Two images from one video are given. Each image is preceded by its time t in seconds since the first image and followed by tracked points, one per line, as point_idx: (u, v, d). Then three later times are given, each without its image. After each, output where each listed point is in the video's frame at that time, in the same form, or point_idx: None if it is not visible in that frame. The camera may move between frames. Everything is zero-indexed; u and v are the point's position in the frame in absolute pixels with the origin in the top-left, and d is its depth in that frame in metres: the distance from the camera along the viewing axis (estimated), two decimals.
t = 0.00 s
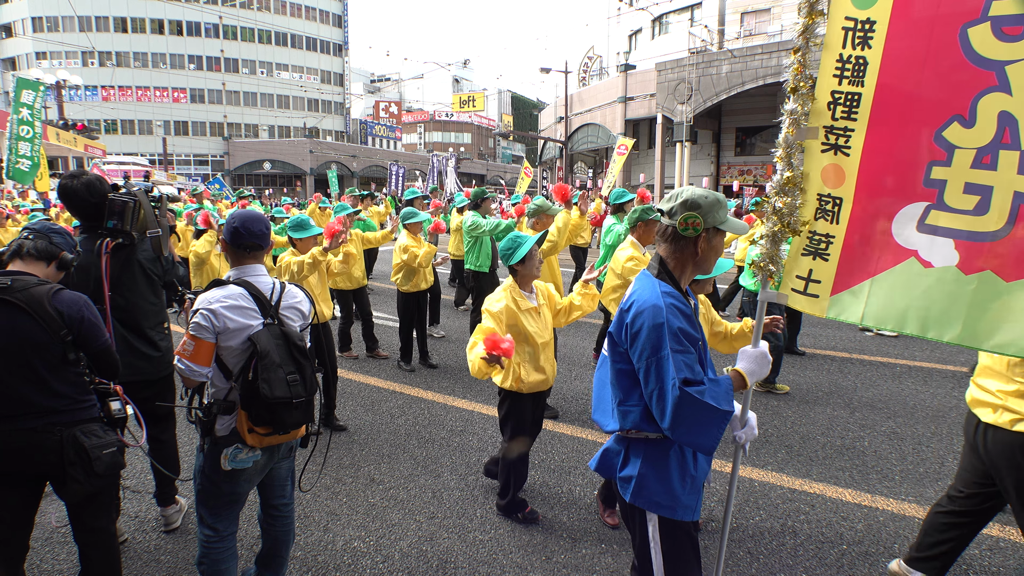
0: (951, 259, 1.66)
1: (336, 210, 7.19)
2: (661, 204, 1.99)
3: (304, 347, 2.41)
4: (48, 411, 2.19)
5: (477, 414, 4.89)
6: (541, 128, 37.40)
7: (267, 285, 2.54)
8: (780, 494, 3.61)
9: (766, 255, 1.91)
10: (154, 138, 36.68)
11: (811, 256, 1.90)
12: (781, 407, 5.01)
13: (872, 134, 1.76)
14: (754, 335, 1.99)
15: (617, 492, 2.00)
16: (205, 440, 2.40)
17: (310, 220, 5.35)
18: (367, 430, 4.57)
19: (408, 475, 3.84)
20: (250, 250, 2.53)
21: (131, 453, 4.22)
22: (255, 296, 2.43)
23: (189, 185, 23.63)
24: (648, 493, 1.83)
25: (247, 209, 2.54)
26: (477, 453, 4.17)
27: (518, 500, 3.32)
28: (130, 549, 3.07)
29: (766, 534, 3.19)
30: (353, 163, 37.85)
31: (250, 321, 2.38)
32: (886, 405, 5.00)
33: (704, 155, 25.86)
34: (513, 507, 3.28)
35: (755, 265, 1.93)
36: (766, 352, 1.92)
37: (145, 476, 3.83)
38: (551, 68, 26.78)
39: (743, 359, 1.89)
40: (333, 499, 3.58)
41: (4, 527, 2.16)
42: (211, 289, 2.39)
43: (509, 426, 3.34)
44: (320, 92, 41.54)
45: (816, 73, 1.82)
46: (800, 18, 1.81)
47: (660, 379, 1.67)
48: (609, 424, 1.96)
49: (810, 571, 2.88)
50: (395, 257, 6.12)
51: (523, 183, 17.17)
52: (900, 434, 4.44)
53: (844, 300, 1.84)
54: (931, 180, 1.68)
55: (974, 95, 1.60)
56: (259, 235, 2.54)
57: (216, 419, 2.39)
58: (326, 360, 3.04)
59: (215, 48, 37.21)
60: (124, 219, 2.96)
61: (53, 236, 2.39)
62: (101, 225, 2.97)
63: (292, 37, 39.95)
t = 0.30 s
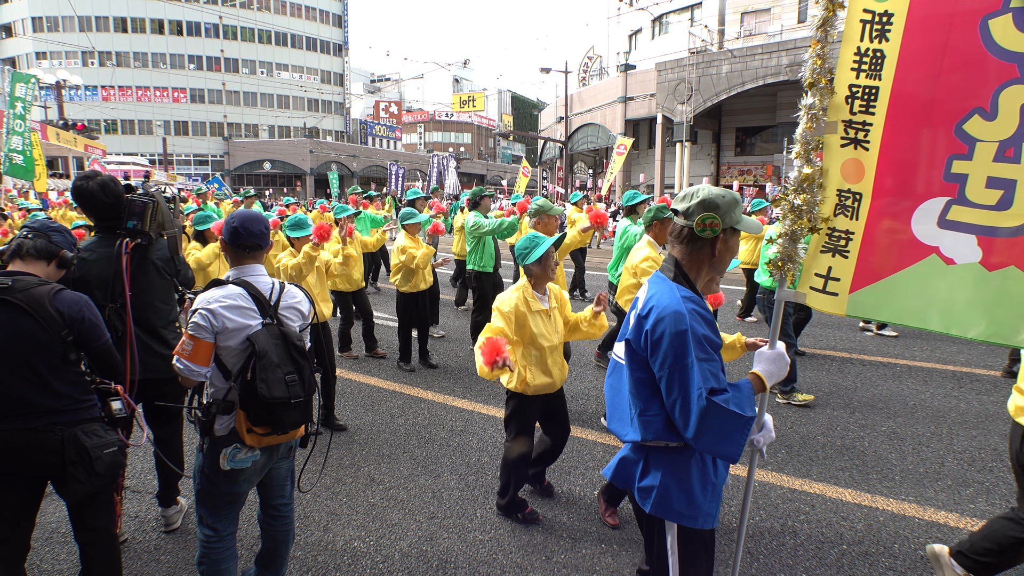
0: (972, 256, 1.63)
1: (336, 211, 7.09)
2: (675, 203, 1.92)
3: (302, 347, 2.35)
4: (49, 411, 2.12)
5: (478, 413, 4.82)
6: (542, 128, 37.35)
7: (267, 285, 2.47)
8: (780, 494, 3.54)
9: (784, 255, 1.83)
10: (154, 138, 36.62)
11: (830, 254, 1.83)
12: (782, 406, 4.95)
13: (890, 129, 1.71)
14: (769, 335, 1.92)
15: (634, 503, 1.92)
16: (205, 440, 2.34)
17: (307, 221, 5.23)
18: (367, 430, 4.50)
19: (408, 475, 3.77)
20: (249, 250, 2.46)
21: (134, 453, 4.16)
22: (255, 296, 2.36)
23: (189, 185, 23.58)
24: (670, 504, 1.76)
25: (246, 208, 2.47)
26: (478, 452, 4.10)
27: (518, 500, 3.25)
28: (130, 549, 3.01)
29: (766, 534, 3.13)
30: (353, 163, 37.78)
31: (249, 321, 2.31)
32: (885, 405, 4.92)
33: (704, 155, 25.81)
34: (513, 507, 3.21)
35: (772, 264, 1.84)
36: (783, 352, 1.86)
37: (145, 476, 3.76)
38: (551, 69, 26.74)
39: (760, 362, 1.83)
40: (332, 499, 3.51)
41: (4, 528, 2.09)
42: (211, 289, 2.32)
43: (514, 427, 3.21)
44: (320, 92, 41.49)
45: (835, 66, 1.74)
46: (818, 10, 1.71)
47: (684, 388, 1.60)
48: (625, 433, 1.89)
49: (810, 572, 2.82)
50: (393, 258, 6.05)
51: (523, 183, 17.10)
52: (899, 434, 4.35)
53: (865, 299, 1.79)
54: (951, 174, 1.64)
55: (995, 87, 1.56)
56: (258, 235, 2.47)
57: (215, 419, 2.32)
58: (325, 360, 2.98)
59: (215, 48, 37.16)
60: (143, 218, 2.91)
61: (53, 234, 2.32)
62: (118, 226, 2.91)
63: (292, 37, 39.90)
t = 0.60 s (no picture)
0: (999, 259, 1.64)
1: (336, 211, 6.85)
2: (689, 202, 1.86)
3: (302, 347, 2.28)
4: (49, 411, 2.05)
5: (478, 413, 4.74)
6: (541, 128, 37.27)
7: (267, 286, 2.40)
8: (780, 494, 3.46)
9: (809, 259, 1.79)
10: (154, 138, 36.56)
11: (862, 257, 1.79)
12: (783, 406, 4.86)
13: (918, 129, 1.70)
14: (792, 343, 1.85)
15: (649, 516, 1.86)
16: (204, 440, 2.27)
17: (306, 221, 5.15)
18: (366, 430, 4.43)
19: (408, 475, 3.70)
20: (251, 251, 2.40)
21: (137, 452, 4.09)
22: (255, 296, 2.30)
23: (189, 185, 23.49)
24: (687, 520, 1.71)
25: (247, 209, 2.41)
26: (478, 452, 4.02)
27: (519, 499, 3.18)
28: (130, 548, 2.95)
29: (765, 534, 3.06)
30: (353, 163, 37.69)
31: (248, 321, 2.25)
32: (886, 405, 4.83)
33: (704, 155, 25.73)
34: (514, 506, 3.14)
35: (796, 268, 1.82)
36: (807, 364, 1.80)
37: (147, 476, 3.69)
38: (551, 68, 26.66)
39: (780, 372, 1.77)
40: (332, 499, 3.45)
41: (4, 528, 2.02)
42: (209, 289, 2.26)
43: (529, 421, 3.12)
44: (320, 92, 41.43)
45: (866, 62, 1.70)
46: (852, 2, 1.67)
47: (704, 402, 1.54)
48: (639, 445, 1.82)
49: (811, 572, 2.75)
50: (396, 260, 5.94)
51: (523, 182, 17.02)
52: (901, 433, 4.27)
53: (890, 302, 1.77)
54: (979, 173, 1.65)
55: None
56: (260, 237, 2.40)
57: (214, 419, 2.26)
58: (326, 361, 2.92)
59: (215, 48, 37.12)
60: (156, 216, 2.85)
61: (53, 233, 2.26)
62: (130, 224, 2.84)
63: (292, 37, 39.84)
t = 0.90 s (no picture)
0: None
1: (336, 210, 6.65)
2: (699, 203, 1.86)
3: (300, 348, 2.26)
4: (49, 411, 2.05)
5: (478, 413, 4.74)
6: (541, 128, 37.25)
7: (264, 286, 2.38)
8: (780, 494, 3.45)
9: (836, 253, 1.72)
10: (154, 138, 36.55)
11: (891, 253, 1.76)
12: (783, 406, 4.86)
13: (952, 114, 1.67)
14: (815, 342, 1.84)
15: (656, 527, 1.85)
16: (203, 442, 2.27)
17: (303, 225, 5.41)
18: (366, 430, 4.43)
19: (408, 475, 3.70)
20: (248, 252, 2.39)
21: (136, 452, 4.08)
22: (252, 297, 2.28)
23: (189, 185, 23.50)
24: (696, 531, 1.70)
25: (243, 210, 2.39)
26: (478, 452, 4.02)
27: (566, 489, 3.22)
28: (130, 548, 2.94)
29: (765, 534, 3.05)
30: (353, 163, 37.65)
31: (247, 322, 2.24)
32: (886, 405, 4.82)
33: (704, 155, 25.71)
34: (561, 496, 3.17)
35: (822, 265, 1.75)
36: (831, 364, 1.78)
37: (147, 476, 3.69)
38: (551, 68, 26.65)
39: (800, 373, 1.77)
40: (332, 498, 3.44)
41: (3, 529, 2.02)
42: (206, 289, 2.26)
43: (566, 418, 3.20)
44: (320, 92, 41.42)
45: (898, 45, 1.67)
46: None
47: (718, 412, 1.54)
48: (647, 455, 1.82)
49: (809, 571, 2.75)
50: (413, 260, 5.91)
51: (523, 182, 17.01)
52: (900, 434, 4.26)
53: (921, 299, 1.74)
54: (1015, 160, 1.60)
55: None
56: (257, 237, 2.39)
57: (213, 421, 2.25)
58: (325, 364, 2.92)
59: (215, 48, 37.12)
60: (158, 217, 2.85)
61: (54, 233, 2.26)
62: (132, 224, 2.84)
63: (292, 37, 39.84)
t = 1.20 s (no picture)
0: None
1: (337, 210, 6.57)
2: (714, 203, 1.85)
3: (291, 348, 2.26)
4: (48, 411, 2.05)
5: (478, 413, 4.73)
6: (541, 128, 37.23)
7: (256, 285, 2.36)
8: (780, 495, 3.45)
9: (849, 258, 1.76)
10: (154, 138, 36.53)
11: (905, 256, 1.78)
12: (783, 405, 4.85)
13: (968, 115, 1.68)
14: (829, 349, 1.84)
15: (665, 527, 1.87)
16: (194, 442, 2.27)
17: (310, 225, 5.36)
18: (367, 430, 4.42)
19: (408, 475, 3.70)
20: (239, 250, 2.37)
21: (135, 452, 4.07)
22: (243, 297, 2.27)
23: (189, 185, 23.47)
24: (703, 533, 1.72)
25: (237, 209, 2.41)
26: (478, 452, 4.02)
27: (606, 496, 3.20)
28: (130, 549, 2.94)
29: (766, 534, 3.05)
30: (353, 163, 37.63)
31: (237, 321, 2.22)
32: (886, 405, 4.82)
33: (704, 155, 25.71)
34: (603, 502, 3.16)
35: (835, 271, 1.79)
36: (845, 370, 1.79)
37: (147, 476, 3.68)
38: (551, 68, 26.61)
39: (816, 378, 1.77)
40: (332, 499, 3.44)
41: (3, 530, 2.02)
42: (197, 289, 2.24)
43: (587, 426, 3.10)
44: (320, 92, 41.41)
45: (910, 44, 1.67)
46: None
47: (728, 413, 1.53)
48: (658, 455, 1.82)
49: (810, 571, 2.74)
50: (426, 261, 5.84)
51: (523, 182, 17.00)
52: (900, 434, 4.26)
53: (941, 305, 1.77)
54: None
55: None
56: (248, 235, 2.38)
57: (204, 421, 2.26)
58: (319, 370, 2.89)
59: (215, 48, 37.10)
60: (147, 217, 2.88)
61: (53, 233, 2.26)
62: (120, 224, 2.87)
63: (292, 37, 39.83)
